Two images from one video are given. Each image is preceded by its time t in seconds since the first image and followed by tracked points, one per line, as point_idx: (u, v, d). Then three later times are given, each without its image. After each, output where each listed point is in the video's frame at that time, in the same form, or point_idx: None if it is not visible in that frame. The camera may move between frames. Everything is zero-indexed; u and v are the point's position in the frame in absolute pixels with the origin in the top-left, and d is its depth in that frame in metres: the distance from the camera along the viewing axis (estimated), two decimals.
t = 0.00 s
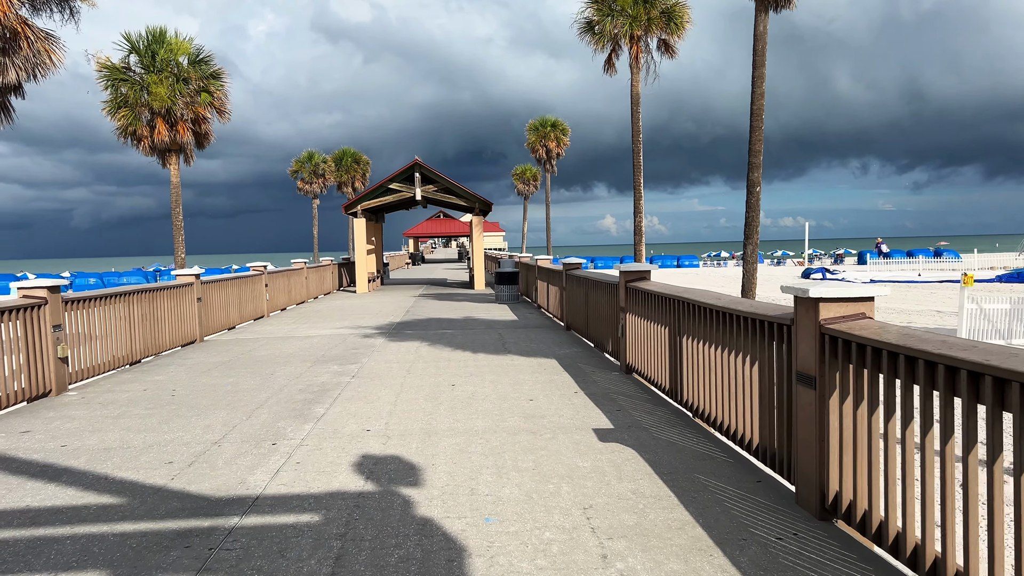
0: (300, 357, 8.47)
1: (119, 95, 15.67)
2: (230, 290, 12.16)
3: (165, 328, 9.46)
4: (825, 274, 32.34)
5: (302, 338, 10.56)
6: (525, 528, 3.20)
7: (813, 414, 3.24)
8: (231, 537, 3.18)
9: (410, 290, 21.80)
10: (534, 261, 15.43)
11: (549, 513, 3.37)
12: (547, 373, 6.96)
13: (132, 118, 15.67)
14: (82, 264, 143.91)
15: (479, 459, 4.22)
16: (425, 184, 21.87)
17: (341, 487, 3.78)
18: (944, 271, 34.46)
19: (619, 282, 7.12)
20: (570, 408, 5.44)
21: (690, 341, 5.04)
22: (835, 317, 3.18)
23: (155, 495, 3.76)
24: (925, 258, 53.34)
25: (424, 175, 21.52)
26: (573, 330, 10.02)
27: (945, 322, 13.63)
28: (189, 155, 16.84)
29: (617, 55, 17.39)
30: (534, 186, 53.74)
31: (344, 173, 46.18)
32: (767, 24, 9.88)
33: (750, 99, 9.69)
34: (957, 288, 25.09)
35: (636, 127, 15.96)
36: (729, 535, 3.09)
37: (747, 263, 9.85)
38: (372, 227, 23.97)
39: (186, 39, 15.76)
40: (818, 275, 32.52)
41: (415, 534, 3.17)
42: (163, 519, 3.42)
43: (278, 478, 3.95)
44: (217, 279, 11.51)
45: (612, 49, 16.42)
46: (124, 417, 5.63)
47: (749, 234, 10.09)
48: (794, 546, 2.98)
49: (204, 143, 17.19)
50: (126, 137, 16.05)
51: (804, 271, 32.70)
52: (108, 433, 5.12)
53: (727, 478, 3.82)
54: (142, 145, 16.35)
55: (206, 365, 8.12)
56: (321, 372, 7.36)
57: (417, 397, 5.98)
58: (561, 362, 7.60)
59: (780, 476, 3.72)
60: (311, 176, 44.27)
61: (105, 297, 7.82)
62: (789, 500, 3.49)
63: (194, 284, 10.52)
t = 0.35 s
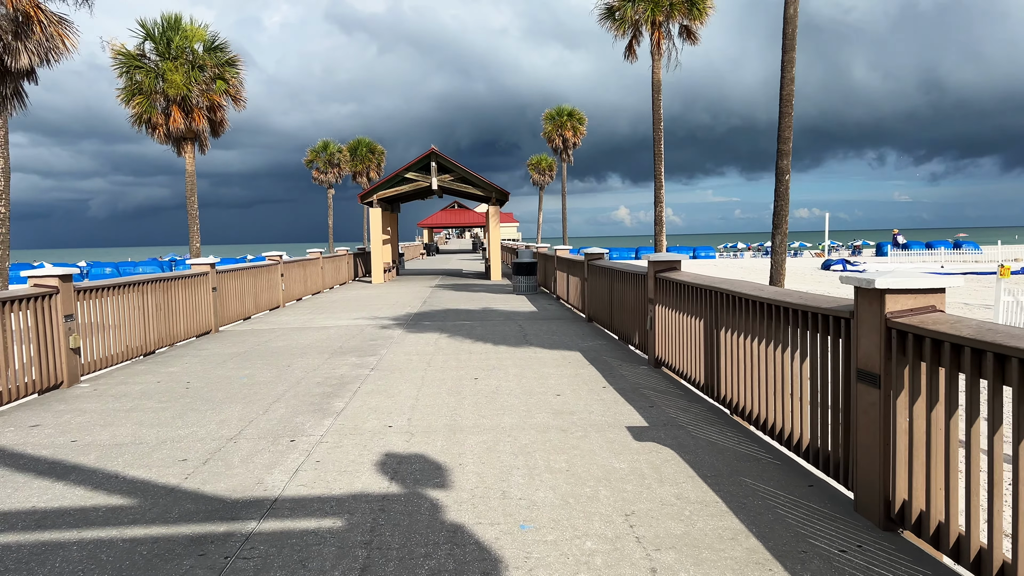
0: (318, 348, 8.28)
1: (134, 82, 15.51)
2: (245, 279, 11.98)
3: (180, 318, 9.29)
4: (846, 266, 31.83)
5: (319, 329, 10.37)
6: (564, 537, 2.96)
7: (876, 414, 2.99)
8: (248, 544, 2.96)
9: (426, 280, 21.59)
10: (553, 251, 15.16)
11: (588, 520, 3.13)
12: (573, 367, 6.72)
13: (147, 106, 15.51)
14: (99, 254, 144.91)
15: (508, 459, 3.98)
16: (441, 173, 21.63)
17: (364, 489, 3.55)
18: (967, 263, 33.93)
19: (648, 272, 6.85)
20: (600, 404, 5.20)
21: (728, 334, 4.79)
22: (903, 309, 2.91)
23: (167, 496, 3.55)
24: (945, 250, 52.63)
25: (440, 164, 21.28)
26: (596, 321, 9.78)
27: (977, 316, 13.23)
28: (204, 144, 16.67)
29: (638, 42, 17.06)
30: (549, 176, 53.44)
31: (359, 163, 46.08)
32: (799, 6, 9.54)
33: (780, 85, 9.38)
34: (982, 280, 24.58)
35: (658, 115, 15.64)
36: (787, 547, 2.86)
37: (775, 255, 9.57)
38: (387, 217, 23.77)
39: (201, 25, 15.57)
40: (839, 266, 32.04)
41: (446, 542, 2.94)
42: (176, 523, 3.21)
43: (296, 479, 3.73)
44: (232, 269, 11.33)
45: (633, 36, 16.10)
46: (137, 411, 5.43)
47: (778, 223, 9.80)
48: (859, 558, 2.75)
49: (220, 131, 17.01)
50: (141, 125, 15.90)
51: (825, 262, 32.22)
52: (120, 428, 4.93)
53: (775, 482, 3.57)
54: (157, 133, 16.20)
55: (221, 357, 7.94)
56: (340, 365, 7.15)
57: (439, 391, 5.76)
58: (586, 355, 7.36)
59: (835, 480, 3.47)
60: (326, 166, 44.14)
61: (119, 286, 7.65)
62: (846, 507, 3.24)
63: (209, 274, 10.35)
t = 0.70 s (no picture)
0: (323, 351, 8.03)
1: (138, 77, 15.27)
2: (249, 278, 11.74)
3: (181, 318, 9.05)
4: (855, 268, 31.50)
5: (324, 330, 10.13)
6: (595, 569, 2.71)
7: (936, 435, 2.74)
8: (251, 573, 2.71)
9: (431, 280, 21.33)
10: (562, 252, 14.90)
11: (620, 548, 2.88)
12: (589, 372, 6.45)
13: (151, 101, 15.28)
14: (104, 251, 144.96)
15: (528, 475, 3.73)
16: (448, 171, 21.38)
17: (376, 510, 3.30)
18: (977, 265, 33.67)
19: (667, 275, 6.59)
20: (621, 415, 4.94)
21: (759, 342, 4.54)
22: (969, 323, 2.65)
23: (164, 516, 3.30)
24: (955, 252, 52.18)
25: (446, 162, 21.04)
26: (608, 324, 9.53)
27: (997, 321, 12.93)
28: (208, 140, 16.43)
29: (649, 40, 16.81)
30: (555, 175, 53.18)
31: (364, 161, 45.88)
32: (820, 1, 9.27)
33: (800, 83, 9.12)
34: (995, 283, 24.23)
35: (669, 113, 15.39)
36: None
37: (793, 257, 9.31)
38: (393, 216, 23.54)
39: (206, 19, 15.35)
40: (848, 268, 31.72)
41: (466, 573, 2.69)
42: (173, 547, 2.96)
43: (302, 497, 3.49)
44: (236, 268, 11.09)
45: (644, 33, 15.84)
46: (136, 418, 5.18)
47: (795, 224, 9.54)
48: None
49: (224, 128, 16.77)
50: (145, 121, 15.67)
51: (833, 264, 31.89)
52: (117, 437, 4.69)
53: (818, 504, 3.32)
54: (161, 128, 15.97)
55: (224, 359, 7.70)
56: (346, 369, 6.90)
57: (451, 399, 5.50)
58: (601, 361, 7.10)
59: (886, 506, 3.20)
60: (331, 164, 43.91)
61: (118, 286, 7.42)
62: (900, 536, 2.99)
63: (213, 273, 10.12)
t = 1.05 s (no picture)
0: (318, 359, 7.75)
1: (130, 77, 15.01)
2: (242, 283, 11.45)
3: (171, 323, 8.77)
4: (854, 275, 31.29)
5: (319, 336, 9.85)
6: None
7: (992, 461, 2.47)
8: None
9: (428, 285, 21.05)
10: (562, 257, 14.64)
11: None
12: (594, 383, 6.19)
13: (143, 102, 15.00)
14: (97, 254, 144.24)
15: (537, 499, 3.46)
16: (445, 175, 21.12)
17: (373, 538, 3.03)
18: (977, 273, 33.44)
19: (675, 283, 6.33)
20: (630, 430, 4.68)
21: (778, 354, 4.28)
22: None
23: (140, 544, 3.02)
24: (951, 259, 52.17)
25: (444, 166, 20.79)
26: (611, 332, 9.29)
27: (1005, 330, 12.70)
28: (202, 142, 16.15)
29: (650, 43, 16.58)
30: (552, 180, 52.97)
31: (361, 164, 45.60)
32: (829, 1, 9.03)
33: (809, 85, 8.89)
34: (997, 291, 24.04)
35: (670, 117, 15.16)
36: None
37: (801, 264, 9.06)
38: (389, 220, 23.27)
39: (200, 19, 15.07)
40: (847, 275, 31.52)
41: None
42: None
43: (292, 522, 3.22)
44: (228, 272, 10.81)
45: (646, 36, 15.62)
46: (118, 432, 4.90)
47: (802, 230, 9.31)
48: None
49: (218, 129, 16.49)
50: (137, 121, 15.38)
51: (832, 270, 31.72)
52: (96, 452, 4.40)
53: (852, 533, 3.05)
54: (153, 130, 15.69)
55: (214, 367, 7.41)
56: (341, 378, 6.63)
57: (452, 412, 5.23)
58: (606, 370, 6.83)
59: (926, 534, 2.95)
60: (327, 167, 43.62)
61: (105, 290, 7.14)
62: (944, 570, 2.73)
63: (204, 277, 9.84)
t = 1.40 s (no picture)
0: (309, 370, 7.47)
1: (118, 81, 14.71)
2: (231, 291, 11.15)
3: (157, 334, 8.47)
4: (848, 282, 31.18)
5: (310, 346, 9.56)
6: None
7: None
8: None
9: (421, 293, 20.79)
10: (557, 264, 14.40)
11: None
12: (598, 397, 5.93)
13: (131, 106, 14.69)
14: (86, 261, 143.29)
15: (548, 528, 3.20)
16: (438, 182, 20.86)
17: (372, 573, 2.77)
18: (970, 281, 33.44)
19: (682, 292, 6.09)
20: (642, 449, 4.42)
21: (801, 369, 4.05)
22: None
23: None
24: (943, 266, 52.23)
25: (437, 172, 20.54)
26: (612, 342, 9.04)
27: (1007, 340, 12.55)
28: (190, 147, 15.84)
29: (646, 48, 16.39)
30: (544, 187, 52.81)
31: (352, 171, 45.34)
32: (834, 3, 8.84)
33: (813, 89, 8.69)
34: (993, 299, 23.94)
35: (667, 123, 14.97)
36: None
37: (806, 273, 8.88)
38: (381, 227, 22.99)
39: (190, 22, 14.80)
40: (841, 283, 31.41)
41: None
42: None
43: (284, 555, 2.95)
44: (217, 280, 10.51)
45: (642, 41, 15.43)
46: (96, 451, 4.60)
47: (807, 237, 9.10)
48: None
49: (207, 134, 16.18)
50: (125, 126, 15.08)
51: (826, 278, 31.58)
52: (72, 475, 4.11)
53: (895, 567, 2.81)
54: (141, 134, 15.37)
55: (201, 380, 7.11)
56: (334, 392, 6.34)
57: (451, 428, 4.96)
58: (610, 383, 6.59)
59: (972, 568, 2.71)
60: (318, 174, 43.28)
61: (86, 300, 6.83)
62: None
63: (192, 285, 9.54)
